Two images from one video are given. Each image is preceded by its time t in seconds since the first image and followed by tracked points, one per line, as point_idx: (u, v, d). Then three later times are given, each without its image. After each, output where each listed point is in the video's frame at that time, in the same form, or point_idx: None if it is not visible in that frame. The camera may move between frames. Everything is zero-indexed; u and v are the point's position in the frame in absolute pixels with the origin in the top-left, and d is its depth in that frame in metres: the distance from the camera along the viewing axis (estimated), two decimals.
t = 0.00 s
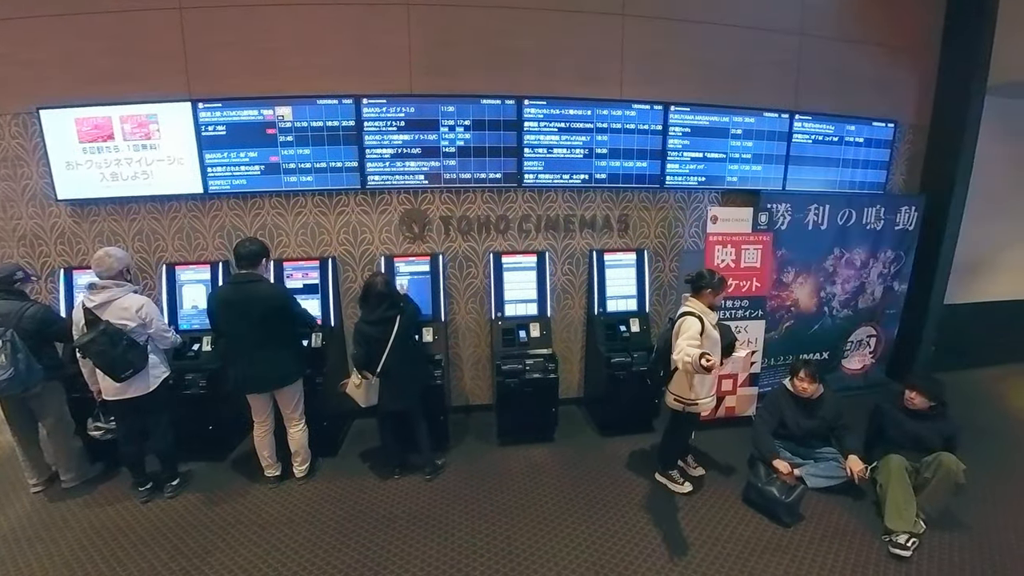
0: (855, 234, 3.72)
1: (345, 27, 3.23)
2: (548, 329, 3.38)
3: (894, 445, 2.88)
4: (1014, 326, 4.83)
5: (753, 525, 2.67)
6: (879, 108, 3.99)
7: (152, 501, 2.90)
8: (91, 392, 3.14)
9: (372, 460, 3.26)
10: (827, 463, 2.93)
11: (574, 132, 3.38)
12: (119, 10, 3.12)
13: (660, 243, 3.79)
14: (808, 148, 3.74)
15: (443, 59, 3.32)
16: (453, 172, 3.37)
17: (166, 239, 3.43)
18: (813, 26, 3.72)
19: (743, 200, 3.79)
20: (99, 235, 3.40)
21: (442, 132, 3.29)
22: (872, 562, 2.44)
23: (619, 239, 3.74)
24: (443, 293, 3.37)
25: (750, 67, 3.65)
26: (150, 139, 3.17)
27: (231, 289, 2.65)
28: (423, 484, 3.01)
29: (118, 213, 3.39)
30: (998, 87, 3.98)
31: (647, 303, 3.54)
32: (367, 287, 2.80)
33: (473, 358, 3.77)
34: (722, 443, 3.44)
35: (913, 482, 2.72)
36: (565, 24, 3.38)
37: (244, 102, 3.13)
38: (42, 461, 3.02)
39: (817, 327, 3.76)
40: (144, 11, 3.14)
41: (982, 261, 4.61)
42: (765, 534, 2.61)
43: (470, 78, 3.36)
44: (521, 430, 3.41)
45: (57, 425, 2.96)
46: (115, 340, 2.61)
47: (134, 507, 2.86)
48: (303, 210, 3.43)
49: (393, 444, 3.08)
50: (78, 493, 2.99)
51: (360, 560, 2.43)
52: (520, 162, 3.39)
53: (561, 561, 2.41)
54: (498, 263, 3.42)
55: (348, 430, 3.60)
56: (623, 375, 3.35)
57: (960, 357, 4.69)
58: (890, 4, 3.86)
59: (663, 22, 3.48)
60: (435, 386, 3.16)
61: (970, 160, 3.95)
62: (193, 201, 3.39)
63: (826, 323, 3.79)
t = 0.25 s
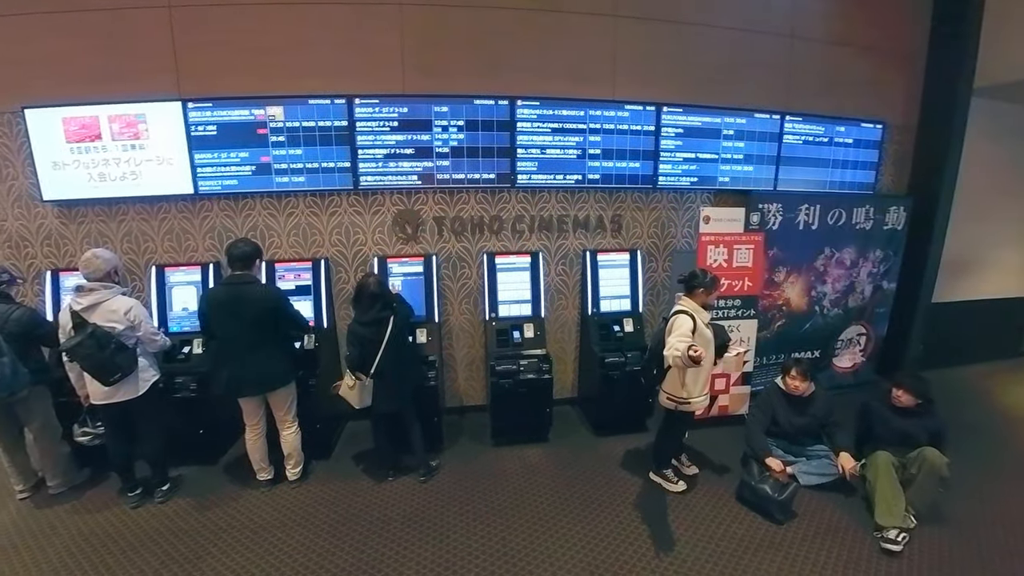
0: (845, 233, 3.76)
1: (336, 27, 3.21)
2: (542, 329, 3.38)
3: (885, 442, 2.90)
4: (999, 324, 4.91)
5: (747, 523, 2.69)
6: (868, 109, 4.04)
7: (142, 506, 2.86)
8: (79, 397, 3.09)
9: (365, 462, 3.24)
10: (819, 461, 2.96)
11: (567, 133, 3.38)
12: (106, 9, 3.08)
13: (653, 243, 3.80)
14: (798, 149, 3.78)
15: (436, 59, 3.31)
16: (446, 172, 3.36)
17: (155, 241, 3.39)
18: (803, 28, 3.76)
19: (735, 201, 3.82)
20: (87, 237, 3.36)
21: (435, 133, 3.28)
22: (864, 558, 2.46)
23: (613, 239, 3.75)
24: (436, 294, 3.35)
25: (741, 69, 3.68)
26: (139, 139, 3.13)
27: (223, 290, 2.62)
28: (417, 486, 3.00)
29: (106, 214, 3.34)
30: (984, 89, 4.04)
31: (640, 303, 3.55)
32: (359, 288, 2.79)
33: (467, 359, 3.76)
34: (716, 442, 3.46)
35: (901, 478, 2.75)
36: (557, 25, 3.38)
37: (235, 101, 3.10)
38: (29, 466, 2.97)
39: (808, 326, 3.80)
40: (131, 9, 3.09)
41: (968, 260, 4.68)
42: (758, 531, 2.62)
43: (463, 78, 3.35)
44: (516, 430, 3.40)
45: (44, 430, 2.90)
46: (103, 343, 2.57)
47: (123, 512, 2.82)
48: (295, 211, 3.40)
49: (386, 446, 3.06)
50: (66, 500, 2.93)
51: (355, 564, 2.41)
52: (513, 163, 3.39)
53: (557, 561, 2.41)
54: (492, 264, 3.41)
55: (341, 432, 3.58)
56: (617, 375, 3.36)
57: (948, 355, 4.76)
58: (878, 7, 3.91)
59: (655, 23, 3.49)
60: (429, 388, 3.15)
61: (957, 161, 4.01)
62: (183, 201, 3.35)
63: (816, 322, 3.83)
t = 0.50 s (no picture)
0: (839, 233, 3.79)
1: (332, 27, 3.19)
2: (539, 329, 3.37)
3: (881, 440, 2.93)
4: (990, 323, 4.96)
5: (746, 522, 2.69)
6: (861, 110, 4.07)
7: (136, 511, 2.82)
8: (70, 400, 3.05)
9: (362, 464, 3.22)
10: (815, 459, 2.97)
11: (563, 133, 3.38)
12: (98, 7, 3.04)
13: (650, 243, 3.81)
14: (793, 150, 3.80)
15: (432, 59, 3.30)
16: (443, 173, 3.35)
17: (148, 242, 3.35)
18: (797, 30, 3.78)
19: (731, 201, 3.83)
20: (78, 238, 3.31)
21: (431, 133, 3.26)
22: (861, 555, 2.47)
23: (609, 240, 3.75)
24: (433, 295, 3.34)
25: (736, 70, 3.70)
26: (132, 138, 3.09)
27: (218, 292, 2.59)
28: (415, 488, 2.98)
29: (98, 215, 3.30)
30: (975, 90, 4.09)
31: (637, 303, 3.55)
32: (355, 289, 2.77)
33: (464, 359, 3.75)
34: (713, 442, 3.47)
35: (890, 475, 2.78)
36: (554, 25, 3.38)
37: (229, 101, 3.07)
38: (19, 472, 2.92)
39: (803, 325, 3.82)
40: (123, 7, 3.06)
41: (960, 260, 4.73)
42: (756, 530, 2.63)
43: (459, 79, 3.34)
44: (513, 431, 3.39)
45: (34, 435, 2.86)
46: (95, 346, 2.53)
47: (116, 517, 2.78)
48: (291, 211, 3.37)
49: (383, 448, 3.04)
50: (57, 505, 2.89)
51: (354, 567, 2.39)
52: (510, 163, 3.38)
53: (556, 563, 2.40)
54: (489, 264, 3.40)
55: (338, 434, 3.55)
56: (614, 375, 3.36)
57: (940, 354, 4.81)
58: (871, 9, 3.94)
59: (651, 24, 3.50)
60: (427, 389, 3.13)
61: (948, 162, 4.05)
62: (176, 202, 3.32)
63: (812, 321, 3.85)
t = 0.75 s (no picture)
0: (833, 234, 3.81)
1: (327, 26, 3.17)
2: (536, 330, 3.37)
3: (875, 438, 2.95)
4: (981, 321, 5.02)
5: (743, 521, 2.70)
6: (854, 111, 4.11)
7: (129, 516, 2.78)
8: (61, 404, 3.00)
9: (358, 467, 3.20)
10: (811, 458, 2.99)
11: (560, 133, 3.38)
12: (88, 5, 3.00)
13: (646, 244, 3.82)
14: (787, 150, 3.83)
15: (428, 59, 3.29)
16: (439, 173, 3.33)
17: (141, 243, 3.31)
18: (791, 31, 3.81)
19: (726, 202, 3.85)
20: (69, 239, 3.26)
21: (427, 133, 3.25)
22: (857, 552, 2.49)
23: (606, 240, 3.75)
24: (430, 296, 3.32)
25: (731, 71, 3.72)
26: (123, 138, 3.05)
27: (212, 293, 2.57)
28: (412, 490, 2.96)
29: (89, 216, 3.25)
30: (965, 92, 4.13)
31: (634, 303, 3.56)
32: (350, 291, 2.76)
33: (460, 360, 3.74)
34: (709, 441, 3.48)
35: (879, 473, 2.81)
36: (550, 26, 3.38)
37: (223, 101, 3.04)
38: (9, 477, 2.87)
39: (797, 325, 3.84)
40: (115, 6, 3.02)
41: (951, 259, 4.78)
42: (754, 529, 2.64)
43: (455, 79, 3.33)
44: (511, 432, 3.38)
45: (24, 439, 2.82)
46: (86, 349, 2.50)
47: (109, 522, 2.74)
48: (285, 212, 3.35)
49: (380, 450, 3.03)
50: (48, 511, 2.84)
51: (351, 570, 2.37)
52: (507, 164, 3.37)
53: (555, 564, 2.39)
54: (486, 265, 3.39)
55: (333, 436, 3.53)
56: (611, 376, 3.36)
57: (932, 352, 4.86)
58: (863, 11, 3.98)
59: (646, 25, 3.51)
60: (423, 391, 3.12)
61: (940, 162, 4.09)
62: (170, 203, 3.28)
63: (806, 321, 3.88)
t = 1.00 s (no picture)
0: (828, 233, 3.83)
1: (322, 25, 3.15)
2: (533, 331, 3.36)
3: (871, 437, 2.96)
4: (974, 320, 5.06)
5: (741, 520, 2.71)
6: (848, 112, 4.13)
7: (122, 520, 2.75)
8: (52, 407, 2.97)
9: (355, 469, 3.17)
10: (808, 457, 2.99)
11: (556, 134, 3.38)
12: (80, 3, 2.97)
13: (642, 244, 3.82)
14: (783, 151, 3.84)
15: (424, 59, 3.27)
16: (435, 173, 3.32)
17: (133, 244, 3.28)
18: (786, 32, 3.82)
19: (722, 202, 3.86)
20: (60, 240, 3.23)
21: (423, 133, 3.24)
22: (855, 551, 2.50)
23: (602, 241, 3.75)
24: (426, 296, 3.31)
25: (727, 71, 3.73)
26: (116, 138, 3.02)
27: (206, 294, 2.54)
28: (409, 492, 2.95)
29: (81, 216, 3.22)
30: (958, 93, 4.16)
31: (631, 303, 3.56)
32: (346, 292, 2.74)
33: (457, 361, 3.72)
34: (707, 441, 3.48)
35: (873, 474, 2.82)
36: (546, 26, 3.38)
37: (217, 100, 3.02)
38: None
39: (793, 325, 3.85)
40: (107, 5, 2.99)
41: (944, 259, 4.82)
42: (752, 528, 2.64)
43: (451, 79, 3.32)
44: (508, 433, 3.37)
45: (15, 444, 2.78)
46: (78, 352, 2.46)
47: (101, 527, 2.70)
48: (281, 212, 3.32)
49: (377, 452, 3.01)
50: (39, 515, 2.81)
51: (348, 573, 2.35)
52: (503, 164, 3.36)
53: (554, 565, 2.38)
54: (482, 266, 3.38)
55: (329, 438, 3.51)
56: (609, 376, 3.36)
57: (925, 351, 4.89)
58: (857, 12, 4.00)
59: (642, 26, 3.51)
60: (420, 392, 3.10)
61: (933, 162, 4.12)
62: (163, 203, 3.25)
63: (802, 320, 3.89)
